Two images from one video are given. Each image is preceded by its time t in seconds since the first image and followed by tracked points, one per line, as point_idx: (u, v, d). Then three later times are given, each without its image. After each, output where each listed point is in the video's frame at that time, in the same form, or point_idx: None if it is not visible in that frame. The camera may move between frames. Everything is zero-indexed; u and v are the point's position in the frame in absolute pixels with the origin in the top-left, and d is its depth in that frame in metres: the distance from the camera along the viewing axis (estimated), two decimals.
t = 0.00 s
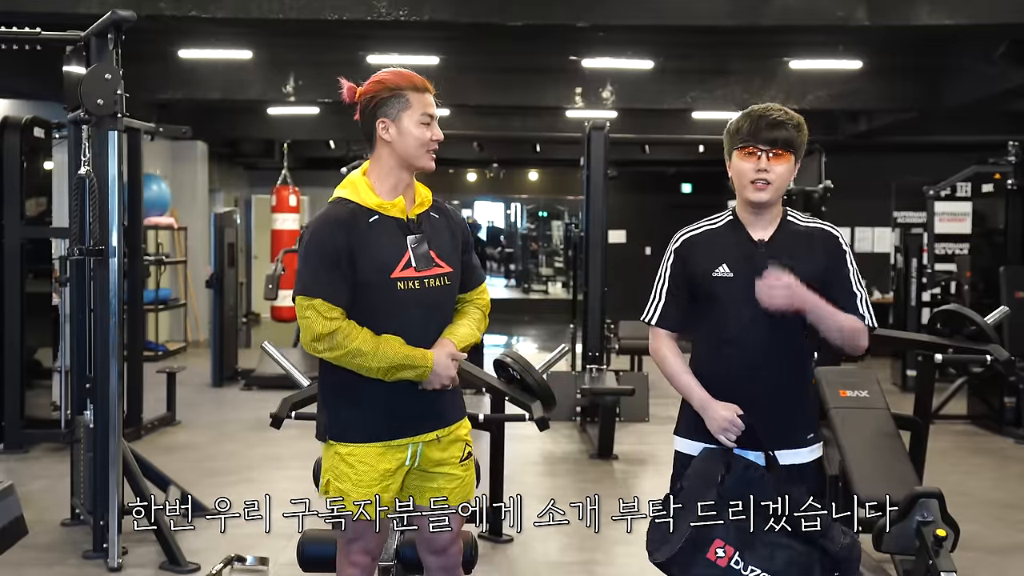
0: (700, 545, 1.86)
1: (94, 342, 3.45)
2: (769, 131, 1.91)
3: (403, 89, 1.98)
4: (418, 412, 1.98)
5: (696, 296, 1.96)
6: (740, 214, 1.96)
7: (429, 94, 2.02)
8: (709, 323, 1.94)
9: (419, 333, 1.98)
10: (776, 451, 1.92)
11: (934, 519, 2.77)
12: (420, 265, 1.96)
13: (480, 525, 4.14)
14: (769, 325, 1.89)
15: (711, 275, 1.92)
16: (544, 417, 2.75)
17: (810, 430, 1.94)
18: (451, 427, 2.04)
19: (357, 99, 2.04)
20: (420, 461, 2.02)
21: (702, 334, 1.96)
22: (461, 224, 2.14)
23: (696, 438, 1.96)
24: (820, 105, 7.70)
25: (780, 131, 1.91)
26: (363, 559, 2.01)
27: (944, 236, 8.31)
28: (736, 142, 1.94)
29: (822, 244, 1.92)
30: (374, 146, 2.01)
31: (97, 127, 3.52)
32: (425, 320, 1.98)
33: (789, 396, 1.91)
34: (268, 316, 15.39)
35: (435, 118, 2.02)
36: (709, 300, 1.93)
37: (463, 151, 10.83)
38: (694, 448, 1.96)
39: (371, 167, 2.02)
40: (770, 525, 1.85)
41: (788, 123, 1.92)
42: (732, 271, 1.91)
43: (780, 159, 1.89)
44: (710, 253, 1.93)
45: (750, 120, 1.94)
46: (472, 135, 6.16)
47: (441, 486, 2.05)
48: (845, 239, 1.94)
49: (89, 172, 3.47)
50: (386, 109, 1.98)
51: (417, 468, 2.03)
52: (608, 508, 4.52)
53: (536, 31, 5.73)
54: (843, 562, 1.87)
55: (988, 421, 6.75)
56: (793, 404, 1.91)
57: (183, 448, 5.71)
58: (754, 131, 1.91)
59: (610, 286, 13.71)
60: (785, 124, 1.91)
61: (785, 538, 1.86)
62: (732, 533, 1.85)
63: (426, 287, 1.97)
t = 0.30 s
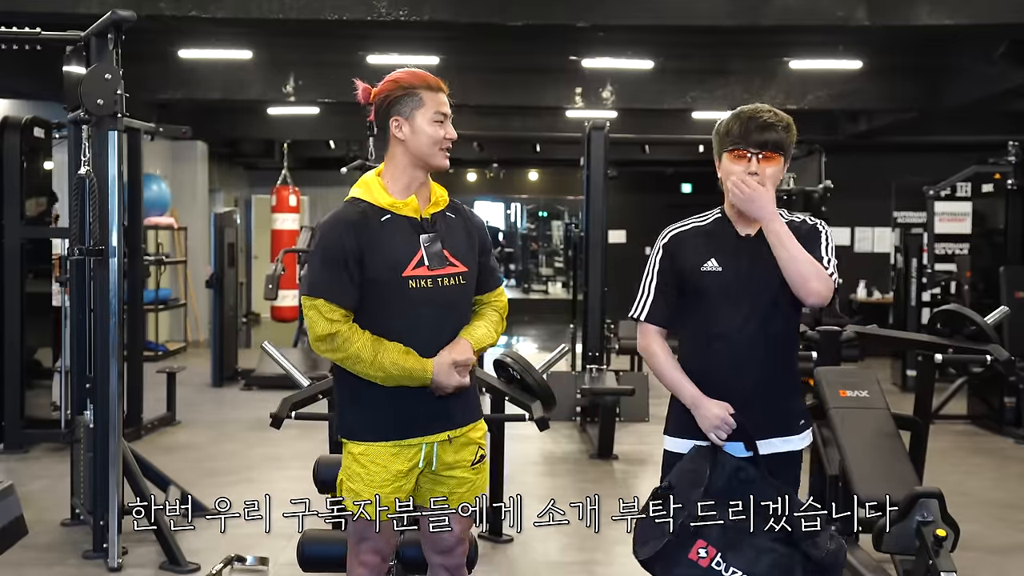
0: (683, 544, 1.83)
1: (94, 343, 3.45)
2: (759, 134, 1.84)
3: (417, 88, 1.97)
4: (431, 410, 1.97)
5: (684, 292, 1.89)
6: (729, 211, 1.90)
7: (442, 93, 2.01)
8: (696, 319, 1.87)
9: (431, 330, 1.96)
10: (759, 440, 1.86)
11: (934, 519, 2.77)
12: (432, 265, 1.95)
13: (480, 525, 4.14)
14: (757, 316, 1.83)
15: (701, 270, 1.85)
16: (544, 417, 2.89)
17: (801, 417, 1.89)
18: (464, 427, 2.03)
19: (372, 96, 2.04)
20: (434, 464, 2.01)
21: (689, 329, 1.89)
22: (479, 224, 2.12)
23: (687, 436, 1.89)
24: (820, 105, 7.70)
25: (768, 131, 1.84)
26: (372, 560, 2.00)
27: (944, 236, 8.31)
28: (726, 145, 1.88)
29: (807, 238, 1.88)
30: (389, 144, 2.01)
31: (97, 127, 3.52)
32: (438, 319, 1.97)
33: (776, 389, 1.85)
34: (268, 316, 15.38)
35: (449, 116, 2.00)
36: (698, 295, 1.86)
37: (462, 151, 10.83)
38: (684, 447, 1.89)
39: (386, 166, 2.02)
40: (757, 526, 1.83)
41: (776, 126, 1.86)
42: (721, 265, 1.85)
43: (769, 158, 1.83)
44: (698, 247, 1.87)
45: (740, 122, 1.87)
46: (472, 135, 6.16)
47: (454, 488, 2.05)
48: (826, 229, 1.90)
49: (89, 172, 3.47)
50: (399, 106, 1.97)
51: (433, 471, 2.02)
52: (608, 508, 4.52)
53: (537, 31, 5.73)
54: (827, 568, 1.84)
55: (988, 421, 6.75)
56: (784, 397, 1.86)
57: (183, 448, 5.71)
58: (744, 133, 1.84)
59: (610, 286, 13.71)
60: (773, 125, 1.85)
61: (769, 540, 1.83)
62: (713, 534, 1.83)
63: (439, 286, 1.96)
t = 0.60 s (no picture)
0: (661, 544, 1.83)
1: (93, 343, 3.45)
2: (739, 135, 1.83)
3: (430, 89, 1.97)
4: (437, 412, 1.97)
5: (666, 294, 1.89)
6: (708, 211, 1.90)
7: (456, 95, 2.01)
8: (679, 320, 1.88)
9: (438, 331, 1.96)
10: (745, 441, 1.85)
11: (934, 519, 2.76)
12: (438, 267, 1.95)
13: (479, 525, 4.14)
14: (737, 318, 1.84)
15: (682, 271, 1.85)
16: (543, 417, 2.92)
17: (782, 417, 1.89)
18: (470, 430, 2.02)
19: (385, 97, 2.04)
20: (439, 465, 2.01)
21: (672, 331, 1.89)
22: (490, 227, 2.10)
23: (672, 436, 1.89)
24: (820, 105, 7.70)
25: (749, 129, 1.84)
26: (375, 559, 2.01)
27: (944, 236, 8.31)
28: (706, 146, 1.87)
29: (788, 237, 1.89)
30: (402, 145, 2.01)
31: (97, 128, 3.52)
32: (442, 321, 1.97)
33: (760, 389, 1.85)
34: (268, 316, 15.38)
35: (462, 118, 2.00)
36: (680, 296, 1.87)
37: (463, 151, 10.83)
38: (667, 448, 1.89)
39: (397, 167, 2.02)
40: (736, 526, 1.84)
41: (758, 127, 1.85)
42: (702, 265, 1.85)
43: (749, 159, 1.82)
44: (680, 249, 1.87)
45: (720, 123, 1.85)
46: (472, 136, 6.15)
47: (459, 490, 2.04)
48: (807, 231, 1.92)
49: (89, 172, 3.45)
50: (412, 108, 1.98)
51: (437, 470, 2.02)
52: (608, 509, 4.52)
53: (536, 31, 5.73)
54: (806, 574, 1.84)
55: (989, 421, 6.75)
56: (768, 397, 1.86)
57: (183, 448, 5.70)
58: (724, 134, 1.83)
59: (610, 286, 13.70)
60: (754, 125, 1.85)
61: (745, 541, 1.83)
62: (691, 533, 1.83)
63: (445, 286, 1.96)
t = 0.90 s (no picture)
0: (645, 543, 1.82)
1: (90, 343, 3.44)
2: (712, 134, 1.90)
3: (438, 90, 1.97)
4: (434, 412, 1.96)
5: (645, 296, 1.95)
6: (688, 215, 1.95)
7: (463, 97, 2.01)
8: (659, 322, 1.93)
9: (437, 331, 1.96)
10: (730, 446, 1.92)
11: (931, 518, 2.77)
12: (438, 266, 1.94)
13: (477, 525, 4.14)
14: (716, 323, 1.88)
15: (660, 274, 1.91)
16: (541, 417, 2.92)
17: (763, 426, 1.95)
18: (471, 431, 2.01)
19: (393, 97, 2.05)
20: (439, 466, 2.01)
21: (653, 332, 1.95)
22: (494, 228, 2.09)
23: (653, 438, 1.93)
24: (817, 105, 7.70)
25: (721, 130, 1.91)
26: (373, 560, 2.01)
27: (941, 236, 8.32)
28: (680, 147, 1.94)
29: (768, 245, 1.92)
30: (407, 145, 2.01)
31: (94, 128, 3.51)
32: (442, 322, 1.96)
33: (744, 389, 1.91)
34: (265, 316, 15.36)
35: (469, 120, 2.00)
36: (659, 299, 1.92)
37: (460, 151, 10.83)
38: (649, 450, 1.94)
39: (401, 167, 2.03)
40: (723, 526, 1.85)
41: (730, 127, 1.92)
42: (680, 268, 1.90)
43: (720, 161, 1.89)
44: (659, 253, 1.92)
45: (693, 123, 1.93)
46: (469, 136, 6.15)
47: (459, 492, 2.03)
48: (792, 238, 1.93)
49: (85, 172, 3.43)
50: (420, 108, 1.98)
51: (437, 471, 2.02)
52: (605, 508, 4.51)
53: (534, 31, 5.73)
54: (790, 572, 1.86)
55: (986, 420, 6.76)
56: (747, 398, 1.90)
57: (180, 449, 5.70)
58: (696, 134, 1.91)
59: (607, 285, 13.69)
60: (726, 126, 1.92)
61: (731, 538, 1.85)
62: (675, 531, 1.84)
63: (446, 286, 1.95)
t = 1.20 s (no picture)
0: (622, 547, 1.93)
1: (84, 342, 3.44)
2: (687, 129, 2.00)
3: (436, 89, 1.98)
4: (429, 411, 1.96)
5: (627, 296, 2.05)
6: (667, 213, 2.04)
7: (461, 95, 2.01)
8: (641, 321, 2.02)
9: (434, 329, 1.96)
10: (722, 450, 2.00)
11: (925, 516, 2.78)
12: (437, 263, 1.94)
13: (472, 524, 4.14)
14: (695, 322, 1.97)
15: (641, 275, 2.00)
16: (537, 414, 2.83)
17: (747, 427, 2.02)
18: (466, 431, 2.01)
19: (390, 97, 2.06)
20: (434, 465, 2.01)
21: (634, 331, 2.04)
22: (491, 227, 2.09)
23: (630, 440, 2.03)
24: (811, 103, 7.71)
25: (696, 125, 2.00)
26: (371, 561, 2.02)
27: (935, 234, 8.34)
28: (657, 142, 2.03)
29: (748, 245, 2.00)
30: (404, 144, 2.01)
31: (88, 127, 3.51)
32: (439, 319, 1.96)
33: (726, 386, 2.00)
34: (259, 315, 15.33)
35: (466, 119, 2.01)
36: (640, 298, 2.01)
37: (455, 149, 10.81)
38: (628, 450, 2.03)
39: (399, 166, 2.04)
40: (697, 527, 1.94)
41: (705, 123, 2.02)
42: (661, 269, 1.99)
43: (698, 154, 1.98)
44: (640, 254, 2.01)
45: (669, 122, 2.03)
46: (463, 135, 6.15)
47: (454, 492, 2.03)
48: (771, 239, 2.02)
49: (79, 171, 3.42)
50: (417, 107, 1.98)
51: (431, 471, 2.02)
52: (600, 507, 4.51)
53: (528, 29, 5.72)
54: (767, 562, 1.93)
55: (980, 418, 6.78)
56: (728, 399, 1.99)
57: (175, 448, 5.69)
58: (672, 130, 2.00)
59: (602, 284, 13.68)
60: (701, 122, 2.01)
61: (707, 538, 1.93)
62: (650, 536, 1.93)
63: (443, 284, 1.95)
